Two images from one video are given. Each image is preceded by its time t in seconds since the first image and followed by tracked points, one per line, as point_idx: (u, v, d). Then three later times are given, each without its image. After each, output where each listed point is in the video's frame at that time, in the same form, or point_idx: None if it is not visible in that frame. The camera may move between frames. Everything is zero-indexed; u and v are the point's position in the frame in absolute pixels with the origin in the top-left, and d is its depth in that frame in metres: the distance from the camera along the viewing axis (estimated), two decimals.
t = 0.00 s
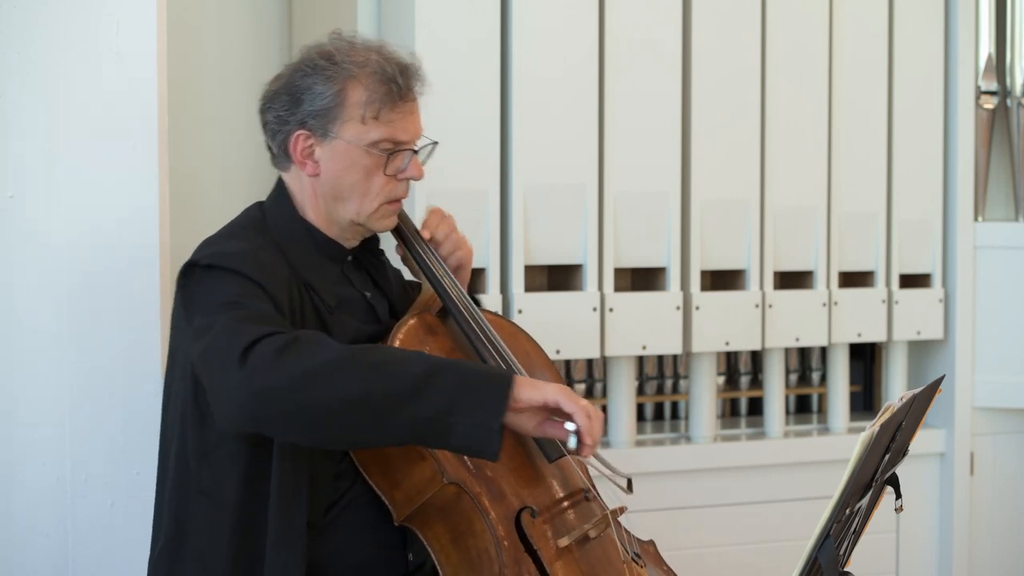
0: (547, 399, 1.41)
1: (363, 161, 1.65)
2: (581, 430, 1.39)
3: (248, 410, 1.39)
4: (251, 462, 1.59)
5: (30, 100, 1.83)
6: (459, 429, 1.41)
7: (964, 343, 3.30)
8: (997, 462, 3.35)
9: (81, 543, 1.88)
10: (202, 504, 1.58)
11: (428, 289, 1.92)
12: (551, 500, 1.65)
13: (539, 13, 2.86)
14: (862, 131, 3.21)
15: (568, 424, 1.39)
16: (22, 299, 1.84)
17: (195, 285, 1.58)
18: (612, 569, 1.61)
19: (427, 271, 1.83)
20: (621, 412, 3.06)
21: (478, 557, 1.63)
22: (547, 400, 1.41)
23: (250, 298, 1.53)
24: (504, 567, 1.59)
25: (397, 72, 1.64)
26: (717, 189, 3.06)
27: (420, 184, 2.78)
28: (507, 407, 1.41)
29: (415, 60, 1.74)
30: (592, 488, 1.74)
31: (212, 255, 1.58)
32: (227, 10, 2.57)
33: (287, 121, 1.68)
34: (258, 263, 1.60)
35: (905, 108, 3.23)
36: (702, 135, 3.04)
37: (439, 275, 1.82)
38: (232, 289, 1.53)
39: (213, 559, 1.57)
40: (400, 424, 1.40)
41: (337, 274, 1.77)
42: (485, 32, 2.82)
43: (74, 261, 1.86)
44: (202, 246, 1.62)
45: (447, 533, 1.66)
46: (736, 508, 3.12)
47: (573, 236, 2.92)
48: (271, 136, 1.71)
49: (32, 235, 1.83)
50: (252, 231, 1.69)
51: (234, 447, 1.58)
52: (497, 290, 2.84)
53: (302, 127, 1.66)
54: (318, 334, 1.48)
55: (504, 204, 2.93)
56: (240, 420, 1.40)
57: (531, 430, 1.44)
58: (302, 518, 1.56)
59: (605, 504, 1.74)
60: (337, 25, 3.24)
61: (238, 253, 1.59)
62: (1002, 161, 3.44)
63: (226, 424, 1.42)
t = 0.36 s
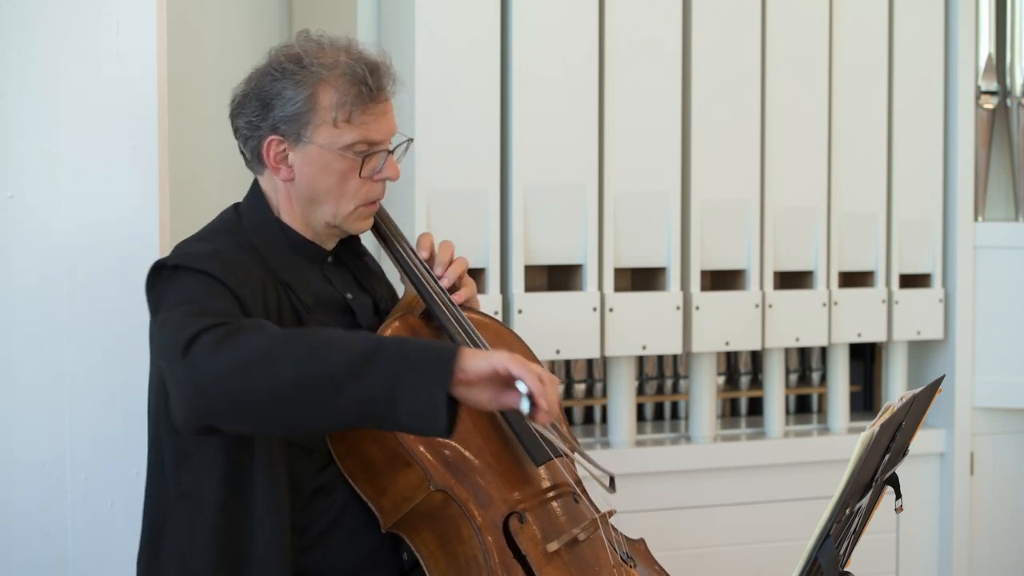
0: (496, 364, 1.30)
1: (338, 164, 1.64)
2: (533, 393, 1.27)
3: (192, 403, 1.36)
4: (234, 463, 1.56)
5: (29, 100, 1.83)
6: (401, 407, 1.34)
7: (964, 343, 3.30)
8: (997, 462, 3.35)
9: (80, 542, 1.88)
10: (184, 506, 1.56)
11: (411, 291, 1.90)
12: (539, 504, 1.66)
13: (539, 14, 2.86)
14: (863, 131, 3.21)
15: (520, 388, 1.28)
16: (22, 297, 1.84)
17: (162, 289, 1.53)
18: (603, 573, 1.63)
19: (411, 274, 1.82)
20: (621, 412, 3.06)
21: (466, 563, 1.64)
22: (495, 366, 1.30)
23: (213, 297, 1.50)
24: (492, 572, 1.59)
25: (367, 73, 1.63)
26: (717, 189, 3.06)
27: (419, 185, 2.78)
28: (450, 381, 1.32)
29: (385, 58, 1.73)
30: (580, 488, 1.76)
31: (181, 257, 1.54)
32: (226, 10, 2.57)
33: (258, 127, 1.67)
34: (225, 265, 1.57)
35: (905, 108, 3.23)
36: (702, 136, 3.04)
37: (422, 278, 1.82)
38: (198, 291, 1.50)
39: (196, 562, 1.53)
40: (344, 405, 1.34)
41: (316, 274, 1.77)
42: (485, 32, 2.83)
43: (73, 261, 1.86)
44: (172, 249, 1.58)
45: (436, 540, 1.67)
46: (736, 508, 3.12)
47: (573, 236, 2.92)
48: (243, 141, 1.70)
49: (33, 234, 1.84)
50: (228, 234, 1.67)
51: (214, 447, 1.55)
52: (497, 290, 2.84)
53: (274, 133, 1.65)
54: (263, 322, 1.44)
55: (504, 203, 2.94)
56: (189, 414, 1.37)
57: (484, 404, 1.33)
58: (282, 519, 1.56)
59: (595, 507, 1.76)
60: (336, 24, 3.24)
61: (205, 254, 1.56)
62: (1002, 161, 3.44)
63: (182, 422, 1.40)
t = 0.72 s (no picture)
0: (423, 305, 1.19)
1: (335, 190, 1.64)
2: (464, 328, 1.16)
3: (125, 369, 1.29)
4: (200, 450, 1.53)
5: (27, 100, 1.84)
6: (324, 357, 1.23)
7: (964, 343, 3.30)
8: (997, 462, 3.35)
9: (80, 540, 1.88)
10: (150, 497, 1.52)
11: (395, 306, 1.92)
12: (527, 511, 1.70)
13: (539, 14, 2.86)
14: (863, 130, 3.21)
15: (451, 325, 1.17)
16: (22, 296, 1.85)
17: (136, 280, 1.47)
18: None
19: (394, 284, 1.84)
20: (621, 412, 3.06)
21: (453, 570, 1.66)
22: (422, 307, 1.19)
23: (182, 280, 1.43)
24: None
25: (382, 106, 1.63)
26: (717, 189, 3.06)
27: (420, 185, 2.78)
28: (373, 325, 1.21)
29: (401, 91, 1.73)
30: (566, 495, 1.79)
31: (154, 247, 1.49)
32: (226, 10, 2.57)
33: (263, 137, 1.66)
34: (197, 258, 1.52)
35: (905, 108, 3.23)
36: (702, 137, 3.04)
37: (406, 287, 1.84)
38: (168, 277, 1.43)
39: (162, 553, 1.49)
40: (270, 358, 1.24)
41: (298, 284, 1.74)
42: (485, 32, 2.83)
43: (72, 260, 1.86)
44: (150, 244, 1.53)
45: (422, 548, 1.68)
46: (735, 508, 3.12)
47: (573, 236, 2.92)
48: (244, 148, 1.68)
49: (32, 234, 1.84)
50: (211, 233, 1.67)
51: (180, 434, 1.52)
52: (497, 289, 2.84)
53: (278, 147, 1.64)
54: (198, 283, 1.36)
55: (504, 203, 2.94)
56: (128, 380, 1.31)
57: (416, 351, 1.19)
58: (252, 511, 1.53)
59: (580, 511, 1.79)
60: (337, 25, 3.24)
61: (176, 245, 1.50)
62: (1002, 161, 3.43)
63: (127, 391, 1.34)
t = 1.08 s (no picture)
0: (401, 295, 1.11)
1: (329, 179, 1.64)
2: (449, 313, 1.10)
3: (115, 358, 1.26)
4: (188, 448, 1.49)
5: (28, 100, 1.82)
6: (297, 343, 1.16)
7: (964, 343, 3.30)
8: (997, 461, 3.35)
9: (81, 541, 1.87)
10: (133, 491, 1.47)
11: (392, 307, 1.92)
12: (524, 513, 1.68)
13: (539, 14, 2.86)
14: (863, 131, 3.21)
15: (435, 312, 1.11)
16: (21, 298, 1.84)
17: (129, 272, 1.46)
18: None
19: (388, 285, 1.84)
20: (621, 412, 3.06)
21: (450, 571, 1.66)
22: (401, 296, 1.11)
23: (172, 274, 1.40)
24: None
25: (373, 94, 1.64)
26: (718, 189, 3.06)
27: (420, 185, 2.78)
28: (343, 309, 1.14)
29: (393, 82, 1.73)
30: (564, 496, 1.77)
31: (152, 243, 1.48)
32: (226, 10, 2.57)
33: (255, 129, 1.66)
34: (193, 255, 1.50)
35: (905, 108, 3.23)
36: (702, 137, 3.04)
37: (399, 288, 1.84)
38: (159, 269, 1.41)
39: (137, 548, 1.45)
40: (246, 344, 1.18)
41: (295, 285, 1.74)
42: (485, 32, 2.83)
43: (72, 261, 1.85)
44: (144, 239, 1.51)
45: (419, 550, 1.69)
46: (735, 508, 3.12)
47: (573, 236, 2.92)
48: (237, 141, 1.68)
49: (31, 235, 1.83)
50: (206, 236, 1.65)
51: (171, 430, 1.48)
52: (497, 290, 2.84)
53: (270, 138, 1.64)
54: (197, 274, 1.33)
55: (504, 203, 2.94)
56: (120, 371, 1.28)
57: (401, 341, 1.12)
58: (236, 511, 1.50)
59: (579, 512, 1.77)
60: (336, 25, 3.24)
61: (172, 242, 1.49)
62: (1002, 161, 3.44)
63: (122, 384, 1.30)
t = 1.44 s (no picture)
0: (482, 369, 1.14)
1: (315, 164, 1.64)
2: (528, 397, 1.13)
3: (173, 391, 1.24)
4: (213, 466, 1.49)
5: (27, 100, 1.83)
6: (376, 406, 1.18)
7: (964, 344, 3.30)
8: (997, 462, 3.35)
9: (80, 540, 1.88)
10: (161, 510, 1.48)
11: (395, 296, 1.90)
12: (530, 511, 1.69)
13: (539, 14, 2.86)
14: (863, 131, 3.21)
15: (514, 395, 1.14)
16: (21, 298, 1.84)
17: (149, 289, 1.47)
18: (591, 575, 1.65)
19: (393, 278, 1.82)
20: (621, 412, 3.06)
21: (456, 568, 1.66)
22: (482, 369, 1.14)
23: (198, 291, 1.41)
24: None
25: (349, 72, 1.63)
26: (718, 189, 3.06)
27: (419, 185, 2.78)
28: (427, 381, 1.16)
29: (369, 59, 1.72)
30: (568, 495, 1.78)
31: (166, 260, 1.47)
32: (226, 10, 2.57)
33: (238, 124, 1.66)
34: (208, 263, 1.52)
35: (905, 108, 3.23)
36: (702, 138, 3.04)
37: (405, 281, 1.82)
38: (180, 287, 1.41)
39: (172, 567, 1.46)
40: (322, 399, 1.19)
41: (296, 279, 1.77)
42: (485, 32, 2.83)
43: (72, 261, 1.86)
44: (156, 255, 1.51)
45: (424, 546, 1.68)
46: (735, 508, 3.12)
47: (573, 236, 2.92)
48: (223, 139, 1.69)
49: (31, 235, 1.84)
50: (208, 236, 1.66)
51: (194, 447, 1.48)
52: (497, 289, 2.84)
53: (254, 130, 1.65)
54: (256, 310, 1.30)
55: (504, 202, 2.94)
56: (169, 400, 1.25)
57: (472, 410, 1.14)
58: (268, 525, 1.52)
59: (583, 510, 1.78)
60: (337, 25, 3.24)
61: (191, 255, 1.50)
62: (1002, 161, 3.43)
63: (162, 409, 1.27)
